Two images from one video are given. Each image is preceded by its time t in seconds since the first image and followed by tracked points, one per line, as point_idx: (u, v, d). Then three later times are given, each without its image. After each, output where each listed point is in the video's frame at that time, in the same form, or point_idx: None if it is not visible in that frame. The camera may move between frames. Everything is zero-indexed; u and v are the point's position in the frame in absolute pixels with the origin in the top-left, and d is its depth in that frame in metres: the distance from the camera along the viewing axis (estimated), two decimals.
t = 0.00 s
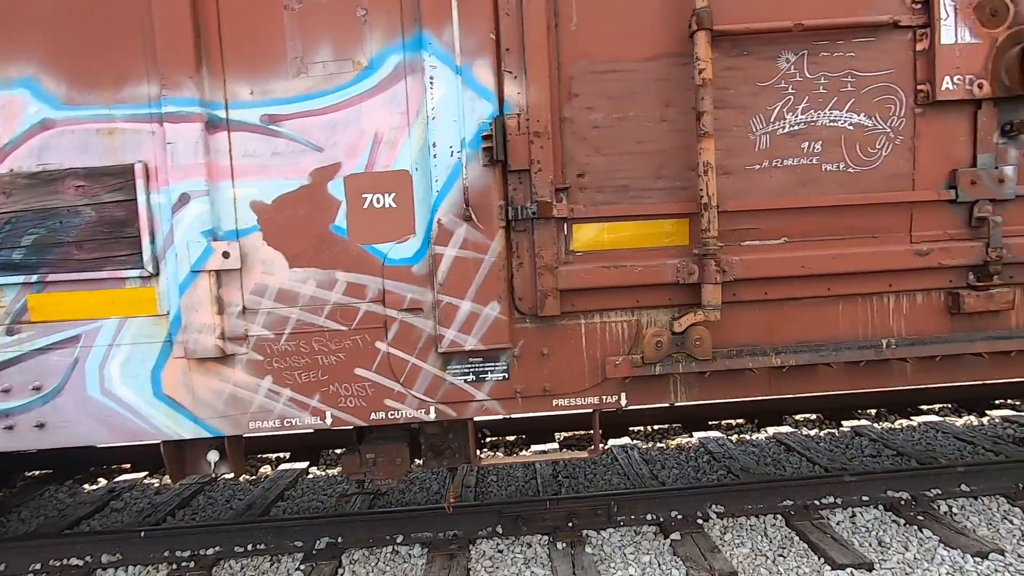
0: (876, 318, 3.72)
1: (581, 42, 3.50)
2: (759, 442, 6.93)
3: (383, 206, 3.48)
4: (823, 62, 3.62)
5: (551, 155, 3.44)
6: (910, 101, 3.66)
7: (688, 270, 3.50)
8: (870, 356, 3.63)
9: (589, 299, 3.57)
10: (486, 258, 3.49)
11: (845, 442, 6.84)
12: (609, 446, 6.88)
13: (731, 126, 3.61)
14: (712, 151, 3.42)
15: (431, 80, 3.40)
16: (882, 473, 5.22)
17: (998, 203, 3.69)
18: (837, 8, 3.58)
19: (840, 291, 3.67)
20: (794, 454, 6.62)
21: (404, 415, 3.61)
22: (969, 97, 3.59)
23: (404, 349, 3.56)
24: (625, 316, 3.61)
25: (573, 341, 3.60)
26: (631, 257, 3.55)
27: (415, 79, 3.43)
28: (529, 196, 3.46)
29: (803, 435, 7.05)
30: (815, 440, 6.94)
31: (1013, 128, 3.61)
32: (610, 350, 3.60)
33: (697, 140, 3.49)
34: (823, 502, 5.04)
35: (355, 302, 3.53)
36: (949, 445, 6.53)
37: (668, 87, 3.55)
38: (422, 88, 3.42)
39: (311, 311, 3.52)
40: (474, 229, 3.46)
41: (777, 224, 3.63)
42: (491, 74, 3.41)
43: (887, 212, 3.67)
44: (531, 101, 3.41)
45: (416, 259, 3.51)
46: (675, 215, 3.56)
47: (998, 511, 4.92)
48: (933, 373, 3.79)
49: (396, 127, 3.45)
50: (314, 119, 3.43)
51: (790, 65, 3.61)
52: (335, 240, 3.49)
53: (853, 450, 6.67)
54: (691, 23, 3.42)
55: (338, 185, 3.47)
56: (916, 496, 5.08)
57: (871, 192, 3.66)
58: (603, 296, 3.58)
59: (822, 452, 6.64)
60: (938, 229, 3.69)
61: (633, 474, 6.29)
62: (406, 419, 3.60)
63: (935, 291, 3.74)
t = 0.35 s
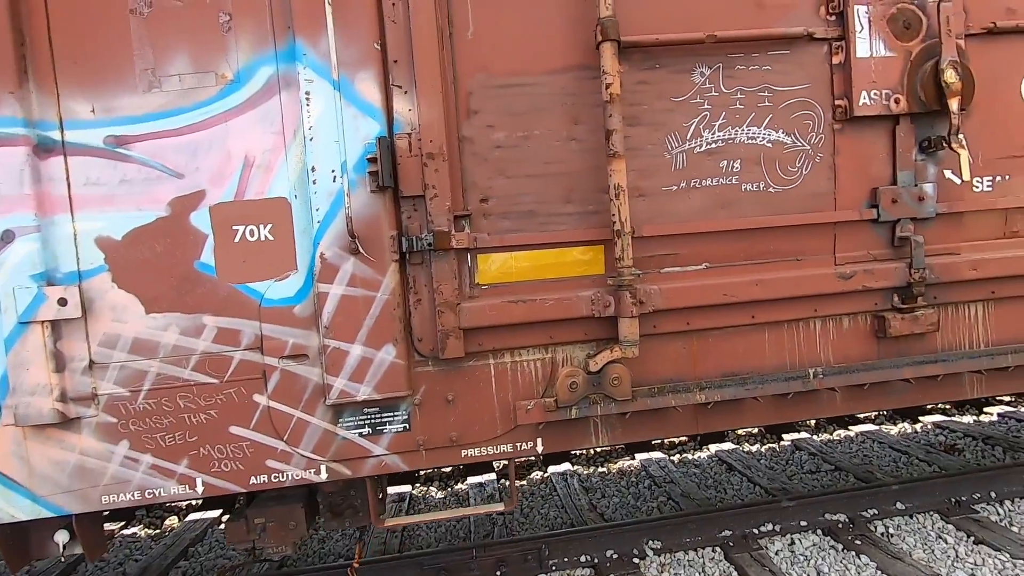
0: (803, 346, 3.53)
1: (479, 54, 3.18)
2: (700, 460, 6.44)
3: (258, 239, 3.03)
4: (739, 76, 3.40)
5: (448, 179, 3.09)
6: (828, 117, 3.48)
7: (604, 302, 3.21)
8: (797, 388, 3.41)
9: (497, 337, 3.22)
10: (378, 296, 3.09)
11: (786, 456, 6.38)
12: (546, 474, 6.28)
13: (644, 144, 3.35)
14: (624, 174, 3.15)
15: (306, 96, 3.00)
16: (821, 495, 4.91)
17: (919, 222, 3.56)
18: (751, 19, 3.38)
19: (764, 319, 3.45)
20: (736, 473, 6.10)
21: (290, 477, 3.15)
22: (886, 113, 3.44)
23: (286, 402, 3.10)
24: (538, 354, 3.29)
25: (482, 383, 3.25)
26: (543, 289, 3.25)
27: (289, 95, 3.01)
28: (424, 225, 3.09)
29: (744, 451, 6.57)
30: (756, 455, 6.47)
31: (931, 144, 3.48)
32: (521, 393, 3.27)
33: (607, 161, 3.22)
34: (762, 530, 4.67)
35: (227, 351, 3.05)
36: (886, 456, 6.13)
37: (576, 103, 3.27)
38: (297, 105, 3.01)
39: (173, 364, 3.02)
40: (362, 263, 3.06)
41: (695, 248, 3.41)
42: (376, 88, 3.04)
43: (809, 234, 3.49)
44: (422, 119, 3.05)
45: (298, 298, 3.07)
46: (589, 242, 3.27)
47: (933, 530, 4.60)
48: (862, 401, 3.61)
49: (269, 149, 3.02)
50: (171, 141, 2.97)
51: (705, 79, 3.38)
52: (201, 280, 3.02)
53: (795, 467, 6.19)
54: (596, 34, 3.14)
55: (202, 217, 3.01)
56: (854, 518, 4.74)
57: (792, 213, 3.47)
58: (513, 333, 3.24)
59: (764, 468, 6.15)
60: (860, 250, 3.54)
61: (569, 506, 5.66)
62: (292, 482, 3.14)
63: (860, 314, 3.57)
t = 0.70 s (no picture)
0: (759, 384, 3.28)
1: (401, 70, 2.88)
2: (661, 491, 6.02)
3: (143, 279, 2.63)
4: (685, 97, 3.17)
5: (364, 209, 2.75)
6: (779, 140, 3.27)
7: (543, 344, 2.89)
8: (753, 433, 3.15)
9: (424, 385, 2.88)
10: (286, 342, 2.71)
11: (750, 485, 6.00)
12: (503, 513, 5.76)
13: (586, 169, 3.08)
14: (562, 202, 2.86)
15: (198, 116, 2.62)
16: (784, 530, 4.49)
17: (875, 250, 3.37)
18: (696, 36, 3.16)
19: (718, 357, 3.19)
20: (698, 505, 5.66)
21: (184, 552, 2.72)
22: (839, 136, 3.25)
23: (178, 467, 2.68)
24: (471, 403, 2.95)
25: (407, 437, 2.89)
26: (476, 330, 2.92)
27: (178, 114, 2.63)
28: (338, 262, 2.75)
29: (707, 480, 6.17)
30: (719, 484, 6.07)
31: (885, 169, 3.30)
32: (452, 447, 2.93)
33: (544, 188, 2.92)
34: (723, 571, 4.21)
35: (106, 409, 2.62)
36: (847, 481, 5.77)
37: (509, 124, 2.98)
38: (189, 126, 2.64)
39: (39, 428, 2.57)
40: (265, 306, 2.68)
41: (643, 282, 3.14)
42: (280, 108, 2.69)
43: (763, 265, 3.26)
44: (334, 143, 2.72)
45: (192, 347, 2.67)
46: (527, 276, 2.97)
47: (897, 565, 4.24)
48: (823, 441, 3.37)
49: (156, 176, 2.63)
50: (37, 167, 2.56)
51: (649, 100, 3.14)
52: (75, 328, 2.60)
53: (754, 495, 5.79)
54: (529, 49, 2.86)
55: (75, 254, 2.58)
56: (817, 554, 4.32)
57: (745, 242, 3.23)
58: (442, 380, 2.90)
59: (727, 498, 5.73)
60: (816, 280, 3.33)
61: (523, 547, 5.13)
62: (186, 559, 2.71)
63: (817, 349, 3.35)
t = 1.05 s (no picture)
0: (717, 433, 2.95)
1: (316, 76, 2.57)
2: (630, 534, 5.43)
3: None
4: (637, 114, 2.87)
5: (263, 231, 2.40)
6: (741, 164, 2.96)
7: (469, 388, 2.55)
8: (708, 490, 2.81)
9: (333, 433, 2.51)
10: (166, 382, 2.34)
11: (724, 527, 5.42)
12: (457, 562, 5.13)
13: (525, 191, 2.76)
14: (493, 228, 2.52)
15: (68, 121, 2.27)
16: None
17: (845, 286, 3.07)
18: (650, 48, 2.88)
19: (671, 403, 2.85)
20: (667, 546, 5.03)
21: None
22: (806, 161, 2.95)
23: (32, 528, 2.28)
24: (389, 454, 2.60)
25: (312, 493, 2.52)
26: (396, 369, 2.60)
27: (47, 117, 2.28)
28: (231, 290, 2.40)
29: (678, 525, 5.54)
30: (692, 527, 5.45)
31: (856, 199, 3.00)
32: (364, 505, 2.57)
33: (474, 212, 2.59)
34: None
35: None
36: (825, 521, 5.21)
37: (439, 139, 2.66)
38: (58, 132, 2.29)
39: None
40: (142, 340, 2.32)
41: (587, 317, 2.82)
42: (167, 113, 2.35)
43: (722, 300, 2.95)
44: (229, 154, 2.38)
45: (54, 387, 2.29)
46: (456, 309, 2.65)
47: None
48: (789, 497, 3.03)
49: (18, 187, 2.27)
50: None
51: (597, 116, 2.84)
52: None
53: (722, 539, 4.93)
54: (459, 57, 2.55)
55: None
56: None
57: (702, 275, 2.92)
58: (353, 427, 2.54)
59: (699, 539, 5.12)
60: (780, 317, 3.01)
61: None
62: None
63: (782, 395, 3.03)
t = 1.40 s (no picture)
0: (688, 478, 2.66)
1: (241, 81, 2.33)
2: None
3: None
4: (599, 126, 2.63)
5: (170, 250, 2.14)
6: (713, 183, 2.71)
7: (405, 429, 2.27)
8: (676, 545, 2.50)
9: (248, 480, 2.22)
10: (52, 422, 2.04)
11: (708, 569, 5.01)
12: None
13: (475, 209, 2.50)
14: (433, 249, 2.26)
15: None
16: None
17: (828, 315, 2.81)
18: (614, 57, 2.65)
19: (636, 445, 2.57)
20: None
21: None
22: (784, 180, 2.70)
23: None
24: (314, 502, 2.30)
25: (223, 548, 2.21)
26: (324, 406, 2.33)
27: None
28: (132, 316, 2.13)
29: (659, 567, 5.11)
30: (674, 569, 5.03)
31: (839, 221, 2.75)
32: (285, 561, 2.27)
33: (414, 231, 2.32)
34: None
35: None
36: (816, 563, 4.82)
37: (378, 151, 2.42)
38: None
39: None
40: (25, 373, 2.03)
41: (543, 348, 2.54)
42: (64, 117, 2.10)
43: (693, 331, 2.68)
44: (134, 164, 2.13)
45: None
46: (392, 339, 2.39)
47: None
48: (769, 549, 2.74)
49: None
50: None
51: (556, 129, 2.60)
52: None
53: None
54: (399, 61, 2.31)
55: None
56: None
57: (672, 303, 2.65)
58: (272, 472, 2.24)
59: None
60: (757, 349, 2.75)
61: None
62: None
63: (759, 435, 2.74)
